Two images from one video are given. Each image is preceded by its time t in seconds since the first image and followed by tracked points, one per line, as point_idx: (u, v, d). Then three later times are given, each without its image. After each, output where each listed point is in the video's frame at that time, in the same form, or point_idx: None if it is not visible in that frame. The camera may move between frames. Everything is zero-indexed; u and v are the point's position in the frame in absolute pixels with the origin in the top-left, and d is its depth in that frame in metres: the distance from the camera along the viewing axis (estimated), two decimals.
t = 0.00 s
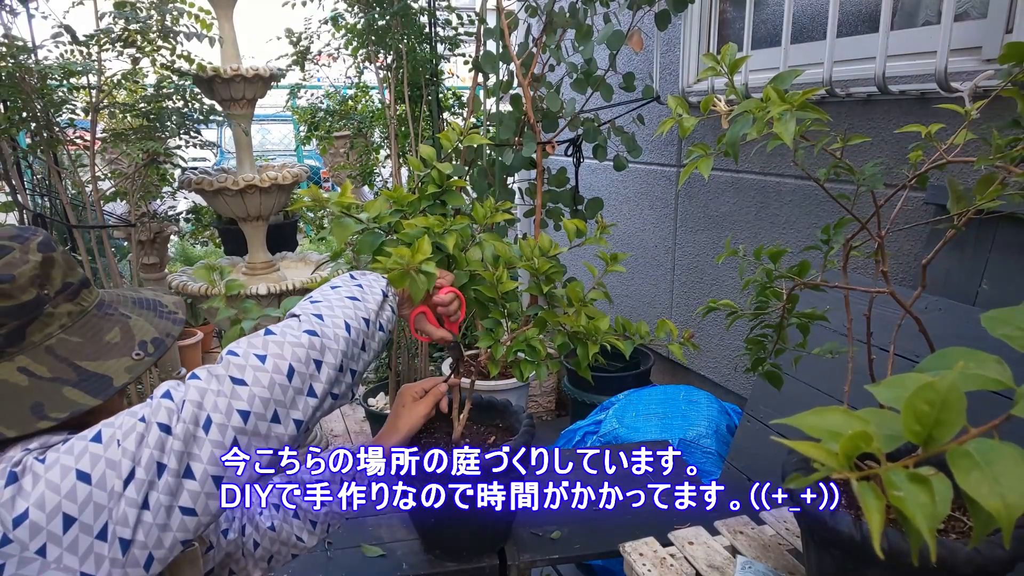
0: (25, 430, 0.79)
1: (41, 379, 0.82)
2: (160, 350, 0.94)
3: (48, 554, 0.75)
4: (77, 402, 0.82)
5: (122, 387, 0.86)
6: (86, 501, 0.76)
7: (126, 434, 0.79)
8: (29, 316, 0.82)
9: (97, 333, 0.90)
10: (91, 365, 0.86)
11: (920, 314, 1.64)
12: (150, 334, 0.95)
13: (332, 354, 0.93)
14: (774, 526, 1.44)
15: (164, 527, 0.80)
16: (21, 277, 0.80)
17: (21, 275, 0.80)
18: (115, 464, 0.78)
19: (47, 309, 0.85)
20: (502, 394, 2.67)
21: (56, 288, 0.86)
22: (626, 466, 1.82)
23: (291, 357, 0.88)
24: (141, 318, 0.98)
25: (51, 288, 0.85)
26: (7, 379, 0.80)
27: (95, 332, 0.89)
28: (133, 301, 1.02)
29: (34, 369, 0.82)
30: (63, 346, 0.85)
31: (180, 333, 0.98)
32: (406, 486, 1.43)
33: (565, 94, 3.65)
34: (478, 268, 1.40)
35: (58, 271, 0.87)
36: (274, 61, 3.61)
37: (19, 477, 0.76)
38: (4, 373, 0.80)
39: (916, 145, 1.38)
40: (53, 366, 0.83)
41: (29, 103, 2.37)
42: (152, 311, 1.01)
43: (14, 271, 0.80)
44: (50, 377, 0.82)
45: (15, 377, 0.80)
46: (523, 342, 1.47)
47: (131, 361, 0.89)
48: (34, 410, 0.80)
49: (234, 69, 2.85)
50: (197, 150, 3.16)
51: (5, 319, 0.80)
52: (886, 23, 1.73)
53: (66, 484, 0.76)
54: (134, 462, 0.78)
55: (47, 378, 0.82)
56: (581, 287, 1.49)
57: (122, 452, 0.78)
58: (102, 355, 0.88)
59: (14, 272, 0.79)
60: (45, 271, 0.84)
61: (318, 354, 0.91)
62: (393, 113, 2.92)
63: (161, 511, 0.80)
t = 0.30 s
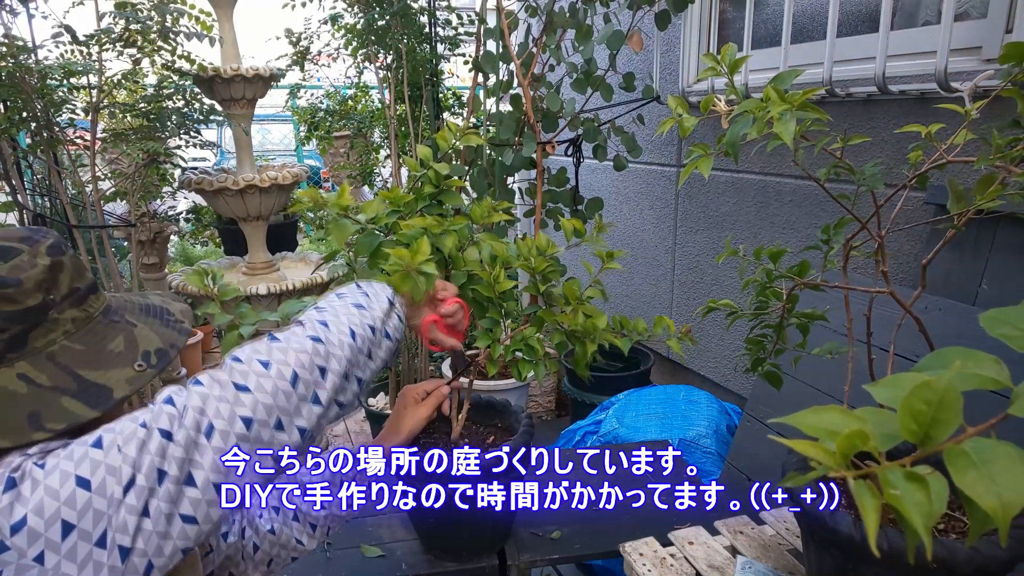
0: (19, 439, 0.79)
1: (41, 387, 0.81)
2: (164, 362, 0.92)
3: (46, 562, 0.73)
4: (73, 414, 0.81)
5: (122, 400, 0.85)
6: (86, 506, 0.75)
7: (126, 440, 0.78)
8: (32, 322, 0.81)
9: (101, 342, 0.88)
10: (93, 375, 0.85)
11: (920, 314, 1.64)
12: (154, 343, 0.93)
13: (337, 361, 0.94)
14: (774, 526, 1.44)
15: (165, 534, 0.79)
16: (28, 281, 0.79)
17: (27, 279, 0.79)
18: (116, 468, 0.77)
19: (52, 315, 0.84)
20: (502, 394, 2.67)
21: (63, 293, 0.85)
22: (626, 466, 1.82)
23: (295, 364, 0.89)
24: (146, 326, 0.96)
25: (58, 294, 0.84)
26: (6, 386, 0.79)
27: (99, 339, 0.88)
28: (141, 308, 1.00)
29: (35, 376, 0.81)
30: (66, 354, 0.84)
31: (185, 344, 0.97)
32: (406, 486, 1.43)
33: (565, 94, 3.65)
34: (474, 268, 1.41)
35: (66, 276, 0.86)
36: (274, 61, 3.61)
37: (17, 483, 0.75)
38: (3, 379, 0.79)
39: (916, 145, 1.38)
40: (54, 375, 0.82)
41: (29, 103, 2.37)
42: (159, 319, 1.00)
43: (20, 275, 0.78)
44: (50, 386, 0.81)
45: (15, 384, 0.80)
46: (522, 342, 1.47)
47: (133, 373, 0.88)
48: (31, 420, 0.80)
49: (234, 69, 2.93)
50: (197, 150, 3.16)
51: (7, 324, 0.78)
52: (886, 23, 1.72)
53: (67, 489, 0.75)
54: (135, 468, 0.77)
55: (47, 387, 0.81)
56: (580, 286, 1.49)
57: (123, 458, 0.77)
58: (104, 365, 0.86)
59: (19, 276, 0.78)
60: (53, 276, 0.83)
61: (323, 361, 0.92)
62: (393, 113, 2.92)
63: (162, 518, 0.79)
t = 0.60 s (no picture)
0: (26, 433, 0.80)
1: (65, 386, 0.84)
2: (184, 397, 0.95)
3: None
4: (86, 425, 0.83)
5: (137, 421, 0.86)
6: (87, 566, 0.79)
7: (147, 509, 0.85)
8: (86, 321, 0.89)
9: (139, 362, 0.93)
10: (119, 391, 0.87)
11: (921, 314, 1.64)
12: (186, 377, 0.97)
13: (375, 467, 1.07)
14: (774, 526, 1.44)
15: None
16: (93, 284, 0.91)
17: (93, 281, 0.91)
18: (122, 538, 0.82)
19: (104, 319, 0.92)
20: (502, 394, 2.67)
21: (121, 302, 0.95)
22: (626, 466, 1.82)
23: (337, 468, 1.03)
24: (186, 360, 1.01)
25: (117, 303, 0.94)
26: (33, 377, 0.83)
27: (138, 357, 0.93)
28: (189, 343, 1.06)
29: (63, 374, 0.85)
30: (101, 362, 0.89)
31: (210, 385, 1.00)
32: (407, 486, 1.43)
33: (565, 94, 3.65)
34: (477, 269, 1.41)
35: (124, 291, 0.96)
36: (274, 61, 3.61)
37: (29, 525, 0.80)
38: (37, 371, 0.83)
39: (916, 145, 1.38)
40: (83, 378, 0.86)
41: (29, 103, 2.37)
42: (202, 358, 1.05)
43: (88, 274, 0.91)
44: (74, 386, 0.85)
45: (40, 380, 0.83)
46: (523, 342, 1.46)
47: (154, 400, 0.90)
48: (43, 418, 0.81)
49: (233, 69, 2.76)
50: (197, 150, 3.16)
51: (60, 316, 0.87)
52: (886, 23, 1.73)
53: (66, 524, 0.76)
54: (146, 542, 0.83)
55: (71, 387, 0.84)
56: (580, 286, 1.49)
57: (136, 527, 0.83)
58: (133, 384, 0.89)
59: (87, 276, 0.91)
60: (113, 285, 0.94)
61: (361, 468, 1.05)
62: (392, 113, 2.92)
63: None
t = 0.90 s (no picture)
0: (69, 455, 0.74)
1: (117, 412, 0.77)
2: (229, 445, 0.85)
3: None
4: (126, 456, 0.76)
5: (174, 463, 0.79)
6: None
7: None
8: (157, 348, 0.81)
9: (196, 396, 0.84)
10: (168, 426, 0.80)
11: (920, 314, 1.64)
12: (236, 423, 0.87)
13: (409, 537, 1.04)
14: (774, 526, 1.44)
15: None
16: (174, 313, 0.82)
17: (178, 309, 0.82)
18: None
19: (175, 349, 0.82)
20: (502, 394, 2.67)
21: (197, 337, 0.85)
22: (626, 466, 1.82)
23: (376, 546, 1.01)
24: (242, 403, 0.91)
25: (195, 334, 0.84)
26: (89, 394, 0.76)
27: (196, 393, 0.84)
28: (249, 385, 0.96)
29: (120, 400, 0.78)
30: (159, 392, 0.81)
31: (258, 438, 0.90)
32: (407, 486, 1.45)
33: (565, 94, 3.66)
34: (479, 269, 1.41)
35: (206, 322, 0.87)
36: (275, 61, 3.61)
37: None
38: (93, 386, 0.77)
39: (915, 145, 1.38)
40: (137, 408, 0.78)
41: (29, 103, 2.37)
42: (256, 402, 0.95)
43: (173, 301, 0.82)
44: (126, 415, 0.77)
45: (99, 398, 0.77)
46: (523, 342, 1.46)
47: (200, 442, 0.82)
48: (88, 441, 0.75)
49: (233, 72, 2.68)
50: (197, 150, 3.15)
51: (132, 338, 0.79)
52: (886, 23, 1.73)
53: None
54: None
55: (123, 415, 0.77)
56: (580, 286, 1.49)
57: None
58: (184, 421, 0.81)
59: (173, 303, 0.82)
60: (196, 318, 0.85)
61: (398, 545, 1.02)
62: (392, 113, 2.92)
63: None
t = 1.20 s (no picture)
0: (102, 490, 0.73)
1: (157, 442, 0.78)
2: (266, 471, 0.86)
3: None
4: (165, 492, 0.76)
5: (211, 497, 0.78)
6: None
7: None
8: (202, 374, 0.82)
9: (244, 424, 0.85)
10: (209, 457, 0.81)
11: (920, 314, 1.64)
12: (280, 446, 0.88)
13: None
14: (774, 526, 1.44)
15: None
16: (222, 338, 0.82)
17: (226, 335, 0.83)
18: None
19: (221, 376, 0.84)
20: (502, 394, 2.67)
21: (244, 362, 0.86)
22: (626, 466, 1.82)
23: None
24: (287, 423, 0.92)
25: (242, 359, 0.85)
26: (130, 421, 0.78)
27: (240, 421, 0.85)
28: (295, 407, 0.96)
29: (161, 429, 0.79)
30: (201, 420, 0.82)
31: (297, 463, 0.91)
32: (407, 486, 1.45)
33: (565, 94, 3.66)
34: (478, 269, 1.41)
35: (256, 347, 0.87)
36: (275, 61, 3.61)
37: None
38: (136, 418, 0.78)
39: (915, 145, 1.38)
40: (179, 437, 0.80)
41: (29, 103, 2.36)
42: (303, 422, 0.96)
43: (222, 326, 0.83)
44: (167, 446, 0.79)
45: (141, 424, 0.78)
46: (523, 342, 1.45)
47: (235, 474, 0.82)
48: (125, 473, 0.74)
49: (234, 69, 2.94)
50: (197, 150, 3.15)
51: (177, 365, 0.80)
52: (886, 23, 1.73)
53: None
54: None
55: (163, 446, 0.78)
56: (580, 287, 1.49)
57: None
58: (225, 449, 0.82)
59: (222, 329, 0.83)
60: (246, 343, 0.85)
61: None
62: (393, 113, 2.93)
63: None
